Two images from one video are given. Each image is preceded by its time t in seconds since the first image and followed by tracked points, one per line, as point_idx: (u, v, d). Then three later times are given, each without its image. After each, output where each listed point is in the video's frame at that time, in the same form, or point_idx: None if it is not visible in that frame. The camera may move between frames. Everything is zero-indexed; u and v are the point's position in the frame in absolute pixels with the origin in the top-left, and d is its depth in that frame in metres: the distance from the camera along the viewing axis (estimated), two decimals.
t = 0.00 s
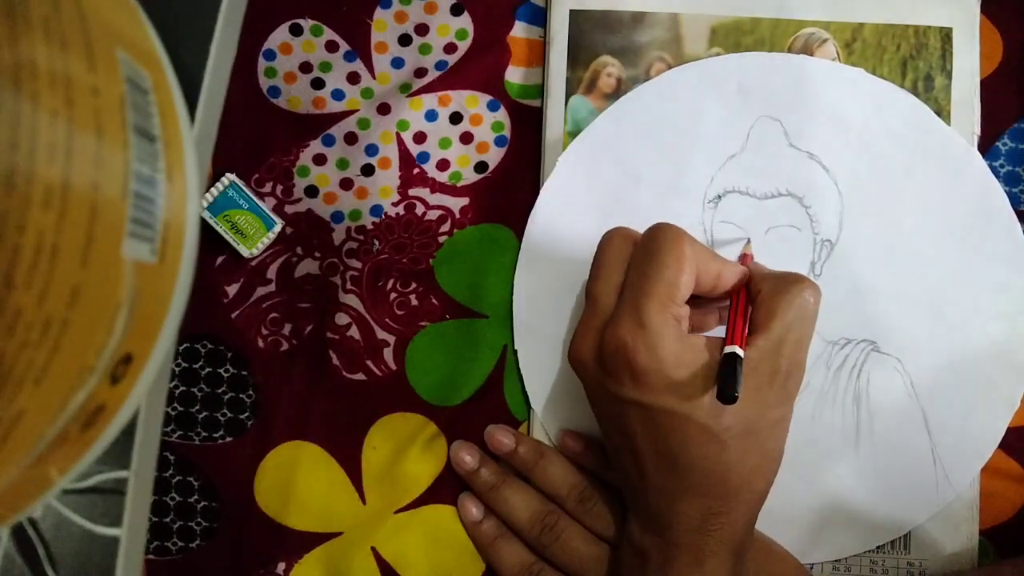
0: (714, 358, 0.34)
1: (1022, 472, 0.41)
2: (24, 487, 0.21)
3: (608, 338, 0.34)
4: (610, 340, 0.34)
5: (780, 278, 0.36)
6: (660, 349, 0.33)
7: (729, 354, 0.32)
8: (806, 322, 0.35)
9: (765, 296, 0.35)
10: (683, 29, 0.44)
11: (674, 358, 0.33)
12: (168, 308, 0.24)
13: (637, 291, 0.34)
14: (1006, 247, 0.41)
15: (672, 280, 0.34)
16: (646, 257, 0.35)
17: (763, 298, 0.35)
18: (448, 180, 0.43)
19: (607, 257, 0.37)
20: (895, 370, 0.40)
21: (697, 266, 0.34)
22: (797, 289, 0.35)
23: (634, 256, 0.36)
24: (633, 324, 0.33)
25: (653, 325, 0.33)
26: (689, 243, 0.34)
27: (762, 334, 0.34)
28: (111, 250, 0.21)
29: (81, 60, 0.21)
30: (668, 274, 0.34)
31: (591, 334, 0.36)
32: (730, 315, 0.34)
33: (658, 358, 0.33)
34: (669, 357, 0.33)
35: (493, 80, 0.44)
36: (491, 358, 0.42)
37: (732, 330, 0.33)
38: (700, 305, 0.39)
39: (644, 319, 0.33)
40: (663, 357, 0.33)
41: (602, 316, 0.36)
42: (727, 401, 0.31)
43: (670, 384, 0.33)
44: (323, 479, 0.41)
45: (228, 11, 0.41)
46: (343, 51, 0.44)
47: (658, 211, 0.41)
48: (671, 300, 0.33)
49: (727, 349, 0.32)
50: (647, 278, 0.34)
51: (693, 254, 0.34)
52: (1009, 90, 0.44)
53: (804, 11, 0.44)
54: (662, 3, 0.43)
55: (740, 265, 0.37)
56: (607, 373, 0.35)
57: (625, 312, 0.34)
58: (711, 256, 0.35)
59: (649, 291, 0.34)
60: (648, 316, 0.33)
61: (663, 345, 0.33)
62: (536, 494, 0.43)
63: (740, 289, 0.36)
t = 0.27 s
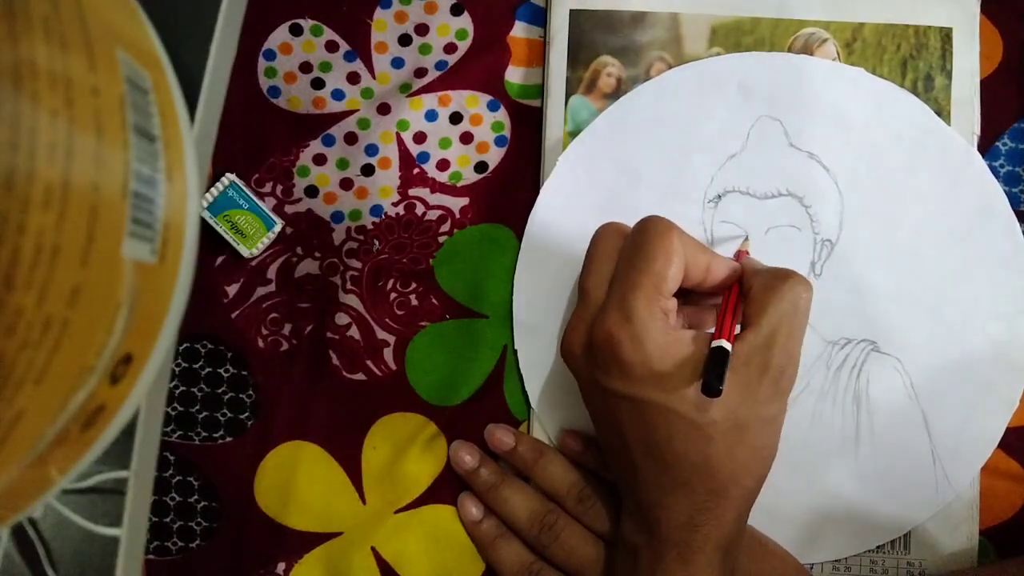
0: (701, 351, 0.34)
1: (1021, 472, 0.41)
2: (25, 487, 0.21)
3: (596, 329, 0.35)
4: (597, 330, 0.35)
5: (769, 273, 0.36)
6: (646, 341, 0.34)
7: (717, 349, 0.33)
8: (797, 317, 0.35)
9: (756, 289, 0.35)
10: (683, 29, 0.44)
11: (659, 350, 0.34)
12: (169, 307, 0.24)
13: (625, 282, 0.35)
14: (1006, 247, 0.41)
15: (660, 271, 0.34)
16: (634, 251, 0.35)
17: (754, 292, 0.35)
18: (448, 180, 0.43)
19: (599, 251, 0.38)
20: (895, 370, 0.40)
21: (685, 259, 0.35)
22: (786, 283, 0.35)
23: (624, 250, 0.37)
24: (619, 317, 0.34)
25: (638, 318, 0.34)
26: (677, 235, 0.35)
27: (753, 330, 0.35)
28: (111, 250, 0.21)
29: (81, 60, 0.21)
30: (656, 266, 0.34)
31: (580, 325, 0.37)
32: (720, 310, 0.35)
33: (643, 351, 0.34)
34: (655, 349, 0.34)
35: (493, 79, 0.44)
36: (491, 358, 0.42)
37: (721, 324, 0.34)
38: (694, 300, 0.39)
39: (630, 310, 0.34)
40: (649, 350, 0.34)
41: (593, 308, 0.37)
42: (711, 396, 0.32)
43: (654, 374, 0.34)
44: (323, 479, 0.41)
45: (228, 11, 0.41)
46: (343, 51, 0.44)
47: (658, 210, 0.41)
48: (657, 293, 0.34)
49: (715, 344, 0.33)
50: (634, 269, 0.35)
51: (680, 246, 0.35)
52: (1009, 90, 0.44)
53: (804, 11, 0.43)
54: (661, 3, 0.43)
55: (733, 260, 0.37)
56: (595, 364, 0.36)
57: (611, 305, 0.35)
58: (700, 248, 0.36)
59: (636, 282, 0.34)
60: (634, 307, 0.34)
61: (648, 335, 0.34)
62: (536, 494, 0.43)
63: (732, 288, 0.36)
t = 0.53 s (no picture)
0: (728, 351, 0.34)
1: (1021, 472, 0.41)
2: (24, 487, 0.21)
3: (626, 322, 0.35)
4: (626, 324, 0.35)
5: (796, 278, 0.35)
6: (677, 337, 0.33)
7: (745, 350, 0.32)
8: (820, 327, 0.35)
9: (783, 293, 0.35)
10: (682, 29, 0.44)
11: (689, 347, 0.34)
12: (169, 307, 0.24)
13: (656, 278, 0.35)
14: (1006, 247, 0.41)
15: (693, 270, 0.34)
16: (669, 247, 0.35)
17: (780, 296, 0.35)
18: (448, 180, 0.43)
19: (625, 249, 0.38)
20: (895, 370, 0.40)
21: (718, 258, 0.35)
22: (813, 292, 0.35)
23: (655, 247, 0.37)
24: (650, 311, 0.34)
25: (670, 312, 0.34)
26: (711, 235, 0.35)
27: (776, 333, 0.35)
28: (111, 250, 0.21)
29: (81, 60, 0.21)
30: (690, 263, 0.34)
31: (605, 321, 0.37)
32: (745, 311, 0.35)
33: (673, 346, 0.33)
34: (685, 346, 0.33)
35: (493, 79, 0.44)
36: (492, 358, 0.42)
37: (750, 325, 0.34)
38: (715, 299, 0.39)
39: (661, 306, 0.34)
40: (678, 346, 0.33)
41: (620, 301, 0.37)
42: (740, 399, 0.31)
43: (683, 373, 0.33)
44: (323, 479, 0.41)
45: (228, 11, 0.41)
46: (343, 51, 0.44)
47: (658, 210, 0.41)
48: (690, 289, 0.34)
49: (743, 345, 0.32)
50: (667, 266, 0.35)
51: (714, 246, 0.35)
52: (1008, 90, 0.44)
53: (804, 11, 0.44)
54: (661, 3, 0.43)
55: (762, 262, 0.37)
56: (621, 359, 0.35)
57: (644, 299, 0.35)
58: (732, 249, 0.36)
59: (670, 278, 0.34)
60: (667, 302, 0.34)
61: (679, 332, 0.33)
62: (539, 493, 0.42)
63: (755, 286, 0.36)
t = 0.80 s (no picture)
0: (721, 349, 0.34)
1: (1021, 472, 0.41)
2: (25, 488, 0.21)
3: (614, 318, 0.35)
4: (613, 322, 0.35)
5: (788, 277, 0.35)
6: (662, 334, 0.33)
7: (734, 347, 0.32)
8: (813, 325, 0.35)
9: (774, 292, 0.35)
10: (683, 29, 0.44)
11: (674, 345, 0.34)
12: (168, 307, 0.24)
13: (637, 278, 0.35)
14: (1006, 247, 0.41)
15: (680, 268, 0.34)
16: (654, 247, 0.35)
17: (772, 295, 0.35)
18: (448, 180, 0.43)
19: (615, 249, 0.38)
20: (895, 370, 0.40)
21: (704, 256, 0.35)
22: (808, 290, 0.35)
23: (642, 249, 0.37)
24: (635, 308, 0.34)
25: (655, 309, 0.34)
26: (697, 233, 0.35)
27: (770, 330, 0.34)
28: (111, 250, 0.21)
29: (81, 60, 0.21)
30: (677, 260, 0.34)
31: (594, 318, 0.37)
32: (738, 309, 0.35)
33: (658, 341, 0.33)
34: (670, 343, 0.33)
35: (493, 79, 0.44)
36: (491, 358, 0.42)
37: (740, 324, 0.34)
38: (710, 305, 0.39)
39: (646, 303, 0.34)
40: (664, 343, 0.33)
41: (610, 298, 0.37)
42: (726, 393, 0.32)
43: (670, 370, 0.34)
44: (323, 479, 0.41)
45: (228, 11, 0.41)
46: (343, 51, 0.44)
47: (658, 210, 0.41)
48: (675, 288, 0.34)
49: (732, 344, 0.32)
50: (655, 264, 0.35)
51: (700, 243, 0.35)
52: (1008, 90, 0.44)
53: (804, 11, 0.44)
54: (661, 3, 0.43)
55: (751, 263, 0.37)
56: (609, 356, 0.35)
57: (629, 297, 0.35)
58: (719, 250, 0.36)
59: (658, 277, 0.34)
60: (651, 299, 0.34)
61: (666, 330, 0.33)
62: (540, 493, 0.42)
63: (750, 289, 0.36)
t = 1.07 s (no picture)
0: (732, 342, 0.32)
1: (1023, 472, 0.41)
2: (24, 488, 0.21)
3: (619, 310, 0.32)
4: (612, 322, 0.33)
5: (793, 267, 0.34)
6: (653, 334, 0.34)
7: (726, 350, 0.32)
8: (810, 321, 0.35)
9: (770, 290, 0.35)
10: (683, 29, 0.44)
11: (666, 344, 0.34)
12: (168, 307, 0.24)
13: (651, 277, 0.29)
14: (1006, 246, 0.41)
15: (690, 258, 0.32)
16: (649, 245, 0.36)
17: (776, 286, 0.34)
18: (448, 180, 0.43)
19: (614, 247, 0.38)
20: (894, 369, 0.40)
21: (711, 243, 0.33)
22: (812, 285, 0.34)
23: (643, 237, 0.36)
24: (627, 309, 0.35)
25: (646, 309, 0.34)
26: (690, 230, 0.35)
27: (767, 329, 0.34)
28: (111, 250, 0.21)
29: (81, 60, 0.21)
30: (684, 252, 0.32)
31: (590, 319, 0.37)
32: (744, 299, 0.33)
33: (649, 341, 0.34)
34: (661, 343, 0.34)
35: (493, 79, 0.44)
36: (491, 358, 0.42)
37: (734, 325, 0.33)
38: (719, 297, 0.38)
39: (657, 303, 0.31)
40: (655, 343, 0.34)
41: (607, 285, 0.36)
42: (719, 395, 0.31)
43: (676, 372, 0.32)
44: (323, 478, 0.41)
45: (228, 11, 0.41)
46: (343, 50, 0.44)
47: (658, 209, 0.41)
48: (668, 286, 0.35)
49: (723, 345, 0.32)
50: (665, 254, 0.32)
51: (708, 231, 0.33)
52: (1008, 90, 0.44)
53: (804, 10, 0.43)
54: (661, 3, 0.43)
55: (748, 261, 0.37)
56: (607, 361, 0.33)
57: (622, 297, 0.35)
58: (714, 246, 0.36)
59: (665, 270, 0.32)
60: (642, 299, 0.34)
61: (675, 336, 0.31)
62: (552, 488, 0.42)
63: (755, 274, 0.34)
